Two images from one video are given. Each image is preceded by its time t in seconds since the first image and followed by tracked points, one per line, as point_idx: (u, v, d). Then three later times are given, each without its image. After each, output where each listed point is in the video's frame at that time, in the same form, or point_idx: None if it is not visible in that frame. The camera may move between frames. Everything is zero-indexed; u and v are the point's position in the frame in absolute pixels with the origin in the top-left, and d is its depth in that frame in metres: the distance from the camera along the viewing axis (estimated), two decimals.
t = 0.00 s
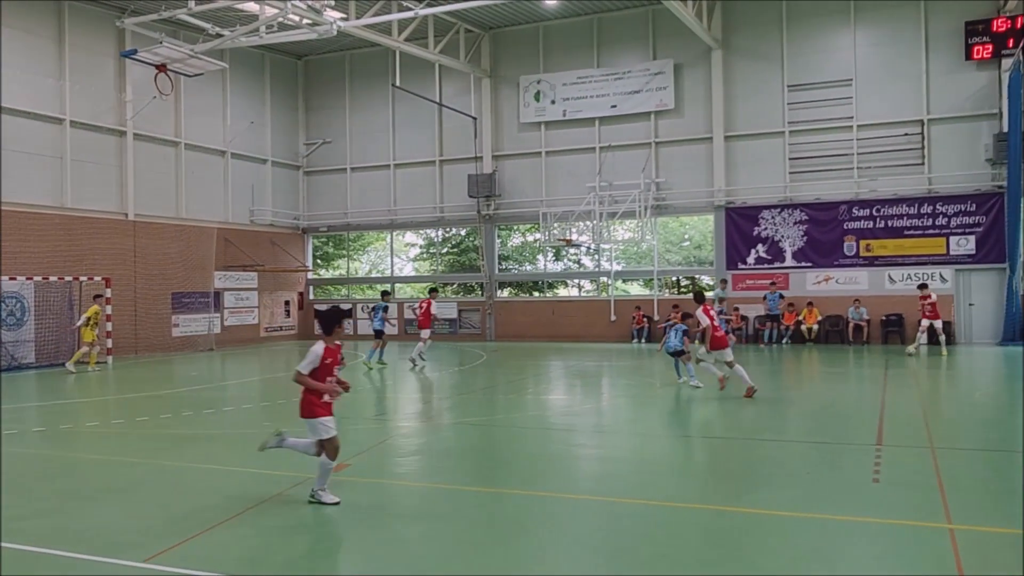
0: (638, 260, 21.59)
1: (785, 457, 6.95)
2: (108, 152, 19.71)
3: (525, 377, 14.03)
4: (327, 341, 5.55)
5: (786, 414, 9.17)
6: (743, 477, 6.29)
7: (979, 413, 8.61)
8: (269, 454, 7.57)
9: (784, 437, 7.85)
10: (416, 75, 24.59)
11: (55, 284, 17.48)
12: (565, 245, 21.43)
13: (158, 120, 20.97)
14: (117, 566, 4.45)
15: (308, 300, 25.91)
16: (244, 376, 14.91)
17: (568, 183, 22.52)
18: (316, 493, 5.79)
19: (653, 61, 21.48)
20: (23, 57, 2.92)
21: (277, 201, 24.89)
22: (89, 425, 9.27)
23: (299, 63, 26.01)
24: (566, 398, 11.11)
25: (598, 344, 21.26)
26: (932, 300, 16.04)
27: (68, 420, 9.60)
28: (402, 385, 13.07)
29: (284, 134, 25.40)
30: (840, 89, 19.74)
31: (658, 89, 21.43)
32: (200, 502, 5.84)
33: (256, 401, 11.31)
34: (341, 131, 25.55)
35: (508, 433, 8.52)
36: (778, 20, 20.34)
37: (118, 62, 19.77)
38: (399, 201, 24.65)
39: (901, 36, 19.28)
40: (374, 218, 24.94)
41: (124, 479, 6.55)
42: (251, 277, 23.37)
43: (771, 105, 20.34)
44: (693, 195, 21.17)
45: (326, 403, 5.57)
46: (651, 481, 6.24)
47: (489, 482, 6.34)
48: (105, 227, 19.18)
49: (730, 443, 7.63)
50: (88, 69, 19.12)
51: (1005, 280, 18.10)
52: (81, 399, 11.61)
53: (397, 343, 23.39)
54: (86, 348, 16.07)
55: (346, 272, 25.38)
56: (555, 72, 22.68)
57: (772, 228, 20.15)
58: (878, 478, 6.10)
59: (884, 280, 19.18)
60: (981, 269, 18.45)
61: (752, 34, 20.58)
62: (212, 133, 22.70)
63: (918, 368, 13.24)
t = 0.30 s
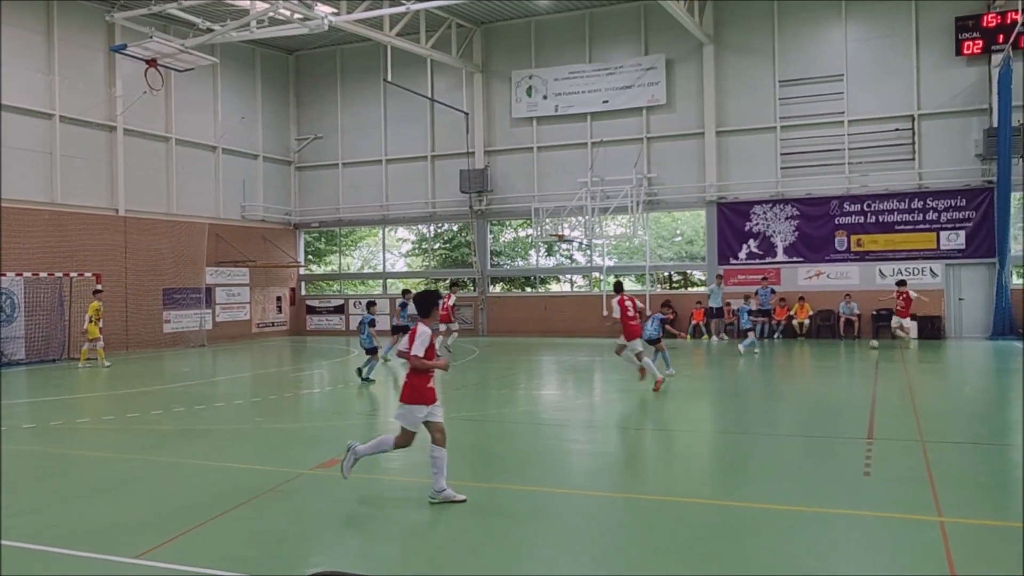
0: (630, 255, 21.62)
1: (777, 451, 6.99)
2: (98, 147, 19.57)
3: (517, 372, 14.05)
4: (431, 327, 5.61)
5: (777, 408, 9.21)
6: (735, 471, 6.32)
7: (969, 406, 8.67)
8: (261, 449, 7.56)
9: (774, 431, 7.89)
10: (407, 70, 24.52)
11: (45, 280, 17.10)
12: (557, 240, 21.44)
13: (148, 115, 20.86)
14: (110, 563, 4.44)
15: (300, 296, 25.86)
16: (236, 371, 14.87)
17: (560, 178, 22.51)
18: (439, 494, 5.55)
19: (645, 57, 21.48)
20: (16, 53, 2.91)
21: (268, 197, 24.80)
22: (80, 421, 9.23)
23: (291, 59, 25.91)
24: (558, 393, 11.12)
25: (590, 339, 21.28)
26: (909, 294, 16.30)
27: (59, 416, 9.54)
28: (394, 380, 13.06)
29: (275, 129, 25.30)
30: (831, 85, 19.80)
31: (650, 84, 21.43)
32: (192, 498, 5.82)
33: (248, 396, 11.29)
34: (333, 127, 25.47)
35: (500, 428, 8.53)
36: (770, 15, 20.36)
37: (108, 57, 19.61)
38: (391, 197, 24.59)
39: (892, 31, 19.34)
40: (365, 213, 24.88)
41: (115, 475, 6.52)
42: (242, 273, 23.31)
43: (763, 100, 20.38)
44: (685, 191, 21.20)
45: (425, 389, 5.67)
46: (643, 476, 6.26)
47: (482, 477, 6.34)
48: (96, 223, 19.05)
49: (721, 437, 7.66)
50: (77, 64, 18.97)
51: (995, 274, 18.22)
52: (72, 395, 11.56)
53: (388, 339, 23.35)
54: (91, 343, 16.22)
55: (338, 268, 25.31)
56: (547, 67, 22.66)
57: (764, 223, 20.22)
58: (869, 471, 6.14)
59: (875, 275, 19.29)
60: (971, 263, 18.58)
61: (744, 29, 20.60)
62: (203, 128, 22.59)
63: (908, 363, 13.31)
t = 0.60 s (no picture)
0: (620, 250, 21.63)
1: (765, 445, 7.04)
2: (85, 140, 19.37)
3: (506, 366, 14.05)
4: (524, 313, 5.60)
5: (765, 402, 9.26)
6: (722, 465, 6.36)
7: (956, 400, 8.74)
8: (250, 444, 7.53)
9: (766, 425, 7.92)
10: (397, 64, 24.41)
11: (34, 273, 16.86)
12: (547, 235, 21.42)
13: (136, 108, 20.67)
14: (99, 557, 4.42)
15: (289, 290, 25.77)
16: (224, 366, 14.79)
17: (550, 173, 22.48)
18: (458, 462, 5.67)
19: (635, 51, 21.47)
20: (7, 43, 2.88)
21: (257, 191, 24.65)
22: (66, 416, 9.15)
23: (280, 52, 25.76)
24: (548, 387, 11.13)
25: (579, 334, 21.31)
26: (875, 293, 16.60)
27: (45, 410, 9.46)
28: (383, 375, 13.03)
29: (264, 123, 25.14)
30: (821, 80, 19.86)
31: (640, 79, 21.43)
32: (181, 492, 5.80)
33: (235, 391, 11.22)
34: (322, 120, 25.35)
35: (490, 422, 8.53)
36: (759, 10, 20.40)
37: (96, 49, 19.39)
38: (380, 191, 24.50)
39: (881, 27, 19.41)
40: (355, 208, 24.78)
41: (102, 469, 6.48)
42: (230, 267, 23.22)
43: (752, 95, 20.43)
44: (674, 186, 21.23)
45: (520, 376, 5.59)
46: (632, 470, 6.28)
47: (472, 471, 6.35)
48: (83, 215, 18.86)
49: (710, 432, 7.69)
50: (63, 55, 18.73)
51: (982, 269, 18.37)
52: (59, 390, 11.46)
53: (378, 334, 23.30)
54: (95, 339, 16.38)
55: (327, 262, 25.22)
56: (537, 61, 22.62)
57: (753, 218, 20.29)
58: (856, 465, 6.18)
59: (863, 271, 19.39)
60: (958, 259, 18.72)
61: (734, 24, 20.63)
62: (191, 122, 22.43)
63: (895, 357, 13.41)
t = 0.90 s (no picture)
0: (612, 246, 21.66)
1: (756, 440, 7.07)
2: (74, 135, 19.22)
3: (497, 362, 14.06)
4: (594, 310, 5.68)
5: (754, 398, 9.29)
6: (713, 460, 6.38)
7: (945, 396, 8.80)
8: (241, 440, 7.51)
9: (757, 421, 7.95)
10: (389, 59, 24.34)
11: (21, 270, 16.69)
12: (539, 231, 21.42)
13: (126, 103, 20.54)
14: (89, 553, 4.40)
15: (280, 286, 25.69)
16: (215, 362, 14.72)
17: (542, 169, 22.47)
18: (604, 475, 5.60)
19: (627, 48, 21.46)
20: None
21: (248, 186, 24.53)
22: (56, 412, 9.11)
23: (271, 47, 25.63)
24: (540, 383, 11.14)
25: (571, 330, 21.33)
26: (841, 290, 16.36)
27: (34, 406, 9.41)
28: (375, 371, 13.00)
29: (255, 118, 25.02)
30: (812, 77, 19.91)
31: (632, 75, 21.43)
32: (172, 489, 5.78)
33: (226, 386, 11.18)
34: (314, 116, 25.25)
35: (482, 418, 8.53)
36: (751, 7, 20.42)
37: (85, 43, 19.23)
38: (372, 187, 24.43)
39: (873, 23, 19.45)
40: (346, 203, 24.69)
41: (92, 465, 6.44)
42: (222, 263, 23.14)
43: (744, 92, 20.46)
44: (666, 182, 21.24)
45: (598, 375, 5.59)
46: (625, 465, 6.30)
47: (464, 466, 6.35)
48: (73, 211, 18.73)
49: (702, 427, 7.71)
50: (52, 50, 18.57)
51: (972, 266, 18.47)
52: (48, 386, 11.39)
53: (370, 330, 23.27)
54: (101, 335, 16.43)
55: (319, 258, 25.16)
56: (529, 57, 22.58)
57: (744, 214, 20.32)
58: (847, 460, 6.21)
59: (854, 267, 19.50)
60: (948, 255, 18.82)
61: (725, 20, 20.65)
62: (182, 117, 22.30)
63: (885, 353, 13.49)
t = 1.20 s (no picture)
0: (606, 243, 21.65)
1: (748, 436, 7.08)
2: (65, 131, 19.07)
3: (491, 359, 14.07)
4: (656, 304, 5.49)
5: (747, 394, 9.31)
6: (706, 457, 6.39)
7: (937, 391, 8.85)
8: (234, 437, 7.48)
9: (750, 417, 7.96)
10: (383, 55, 24.27)
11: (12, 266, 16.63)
12: (532, 227, 21.40)
13: (117, 99, 20.40)
14: (81, 551, 4.38)
15: (273, 283, 25.62)
16: (208, 359, 14.67)
17: (535, 166, 22.44)
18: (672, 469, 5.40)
19: (621, 44, 21.46)
20: None
21: (240, 183, 24.43)
22: (48, 409, 9.06)
23: (263, 43, 25.54)
24: (533, 380, 11.15)
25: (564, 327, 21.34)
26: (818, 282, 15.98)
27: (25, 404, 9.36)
28: (368, 368, 12.97)
29: (247, 114, 24.92)
30: (805, 73, 19.95)
31: (625, 72, 21.43)
32: (165, 486, 5.75)
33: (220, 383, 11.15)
34: (306, 112, 25.17)
35: (476, 414, 8.53)
36: (744, 3, 20.43)
37: (76, 39, 19.08)
38: (365, 183, 24.36)
39: (865, 20, 19.50)
40: (339, 200, 24.63)
41: (84, 463, 6.41)
42: (215, 260, 23.08)
43: (737, 88, 20.47)
44: (660, 178, 21.25)
45: (671, 370, 5.39)
46: (618, 462, 6.30)
47: (457, 463, 6.35)
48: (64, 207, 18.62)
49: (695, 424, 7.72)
50: (42, 46, 18.40)
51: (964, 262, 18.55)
52: (39, 384, 11.32)
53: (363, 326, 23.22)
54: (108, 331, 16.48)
55: (312, 255, 25.10)
56: (522, 53, 22.56)
57: (737, 211, 20.35)
58: (839, 456, 6.24)
59: (846, 263, 19.55)
60: (940, 251, 18.89)
61: (718, 16, 20.66)
62: (174, 113, 22.19)
63: (878, 349, 13.54)
